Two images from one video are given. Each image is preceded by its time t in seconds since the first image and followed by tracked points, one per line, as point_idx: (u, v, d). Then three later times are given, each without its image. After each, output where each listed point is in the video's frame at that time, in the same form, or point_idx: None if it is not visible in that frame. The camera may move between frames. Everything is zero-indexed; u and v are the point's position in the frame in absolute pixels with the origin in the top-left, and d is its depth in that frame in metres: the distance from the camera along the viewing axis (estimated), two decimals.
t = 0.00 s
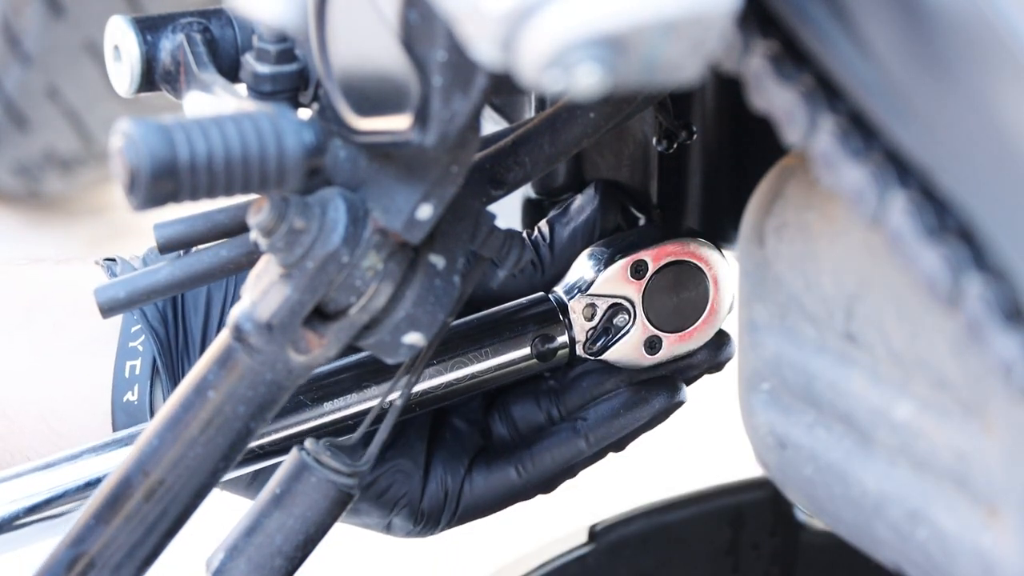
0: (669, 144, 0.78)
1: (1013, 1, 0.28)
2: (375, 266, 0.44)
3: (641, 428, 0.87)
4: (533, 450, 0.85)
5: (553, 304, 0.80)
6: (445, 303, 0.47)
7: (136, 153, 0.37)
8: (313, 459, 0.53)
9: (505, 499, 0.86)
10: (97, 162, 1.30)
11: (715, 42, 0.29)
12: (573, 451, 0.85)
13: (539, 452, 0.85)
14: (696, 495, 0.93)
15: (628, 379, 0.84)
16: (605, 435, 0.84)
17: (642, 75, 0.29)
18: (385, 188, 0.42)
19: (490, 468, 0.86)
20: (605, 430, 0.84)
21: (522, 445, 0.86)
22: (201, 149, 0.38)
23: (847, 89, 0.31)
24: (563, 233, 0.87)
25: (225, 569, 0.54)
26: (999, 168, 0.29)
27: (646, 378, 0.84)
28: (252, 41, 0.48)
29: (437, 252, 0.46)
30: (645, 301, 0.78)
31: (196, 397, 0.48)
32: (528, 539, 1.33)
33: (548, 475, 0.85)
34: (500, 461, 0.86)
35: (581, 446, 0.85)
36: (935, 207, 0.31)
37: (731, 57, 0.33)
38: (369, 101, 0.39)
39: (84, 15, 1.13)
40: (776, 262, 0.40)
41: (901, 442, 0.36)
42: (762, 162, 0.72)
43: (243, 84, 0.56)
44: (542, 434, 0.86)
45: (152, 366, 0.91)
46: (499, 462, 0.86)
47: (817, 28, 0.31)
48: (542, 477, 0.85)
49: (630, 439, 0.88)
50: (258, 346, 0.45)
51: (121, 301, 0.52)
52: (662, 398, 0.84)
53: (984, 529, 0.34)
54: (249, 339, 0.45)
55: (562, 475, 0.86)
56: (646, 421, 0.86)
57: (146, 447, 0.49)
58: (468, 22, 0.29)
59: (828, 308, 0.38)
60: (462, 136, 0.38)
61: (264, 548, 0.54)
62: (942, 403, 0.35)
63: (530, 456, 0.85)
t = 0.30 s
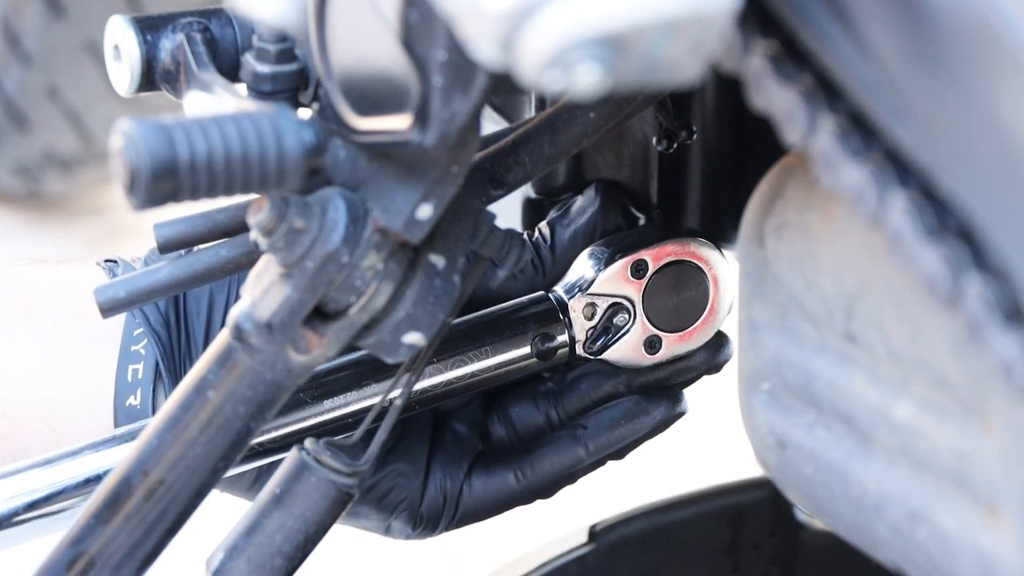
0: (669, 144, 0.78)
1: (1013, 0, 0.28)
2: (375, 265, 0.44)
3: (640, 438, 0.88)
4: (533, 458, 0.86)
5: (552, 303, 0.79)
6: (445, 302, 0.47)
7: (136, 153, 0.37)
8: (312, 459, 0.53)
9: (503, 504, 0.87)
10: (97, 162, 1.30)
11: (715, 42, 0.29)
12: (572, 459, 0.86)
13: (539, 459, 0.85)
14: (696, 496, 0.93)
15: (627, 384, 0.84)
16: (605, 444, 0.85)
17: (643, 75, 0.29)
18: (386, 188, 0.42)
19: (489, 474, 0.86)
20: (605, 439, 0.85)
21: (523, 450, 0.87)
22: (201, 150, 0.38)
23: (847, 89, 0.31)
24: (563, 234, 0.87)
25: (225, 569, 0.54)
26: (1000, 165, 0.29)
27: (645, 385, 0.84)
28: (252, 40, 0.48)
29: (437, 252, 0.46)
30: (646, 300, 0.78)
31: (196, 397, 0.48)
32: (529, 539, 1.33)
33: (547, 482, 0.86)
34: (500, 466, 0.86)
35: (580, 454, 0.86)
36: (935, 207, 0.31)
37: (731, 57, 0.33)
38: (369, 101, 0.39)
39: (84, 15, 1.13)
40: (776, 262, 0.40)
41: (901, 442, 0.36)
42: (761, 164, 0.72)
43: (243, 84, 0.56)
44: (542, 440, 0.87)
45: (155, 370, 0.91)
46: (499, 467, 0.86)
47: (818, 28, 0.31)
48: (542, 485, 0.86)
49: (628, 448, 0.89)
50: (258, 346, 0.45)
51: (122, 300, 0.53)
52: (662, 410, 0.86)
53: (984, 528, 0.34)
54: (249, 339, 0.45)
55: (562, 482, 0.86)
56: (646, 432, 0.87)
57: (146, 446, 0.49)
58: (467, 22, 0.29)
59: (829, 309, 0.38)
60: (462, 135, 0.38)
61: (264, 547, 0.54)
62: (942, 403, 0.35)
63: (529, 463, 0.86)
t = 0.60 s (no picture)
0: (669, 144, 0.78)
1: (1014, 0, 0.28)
2: (375, 265, 0.44)
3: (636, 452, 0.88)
4: (529, 464, 0.86)
5: (553, 303, 0.79)
6: (445, 302, 0.47)
7: (136, 153, 0.37)
8: (312, 458, 0.53)
9: (497, 510, 0.88)
10: (97, 162, 1.30)
11: (715, 42, 0.29)
12: (567, 467, 0.86)
13: (535, 465, 0.86)
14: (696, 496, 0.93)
15: (623, 389, 0.84)
16: (603, 455, 0.86)
17: (643, 74, 0.29)
18: (386, 188, 0.42)
19: (484, 478, 0.87)
20: (601, 448, 0.86)
21: (520, 456, 0.87)
22: (201, 149, 0.38)
23: (848, 89, 0.31)
24: (565, 236, 0.88)
25: (224, 569, 0.54)
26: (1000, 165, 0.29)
27: (640, 389, 0.84)
28: (252, 40, 0.48)
29: (437, 252, 0.46)
30: (645, 300, 0.78)
31: (196, 397, 0.48)
32: (529, 539, 1.34)
33: (543, 489, 0.86)
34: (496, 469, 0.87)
35: (576, 463, 0.86)
36: (935, 206, 0.31)
37: (731, 57, 0.33)
38: (369, 101, 0.39)
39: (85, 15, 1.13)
40: (776, 261, 0.40)
41: (901, 442, 0.36)
42: (759, 166, 0.72)
43: (244, 83, 0.56)
44: (541, 445, 0.87)
45: (157, 370, 0.91)
46: (495, 470, 0.87)
47: (818, 28, 0.31)
48: (537, 492, 0.86)
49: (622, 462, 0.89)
50: (258, 346, 0.45)
51: (122, 300, 0.53)
52: (658, 421, 0.87)
53: (984, 528, 0.34)
54: (249, 339, 0.45)
55: (558, 488, 0.87)
56: (643, 443, 0.87)
57: (146, 446, 0.49)
58: (467, 22, 0.29)
59: (828, 308, 0.38)
60: (462, 135, 0.38)
61: (264, 547, 0.54)
62: (942, 402, 0.35)
63: (525, 469, 0.86)
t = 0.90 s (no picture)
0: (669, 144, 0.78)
1: (1014, 1, 0.28)
2: (375, 265, 0.44)
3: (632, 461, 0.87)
4: (523, 465, 0.86)
5: (553, 303, 0.79)
6: (445, 302, 0.47)
7: (136, 152, 0.37)
8: (312, 458, 0.53)
9: (491, 510, 0.88)
10: (97, 162, 1.30)
11: (715, 41, 0.29)
12: (562, 471, 0.85)
13: (529, 467, 0.86)
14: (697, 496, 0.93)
15: (618, 392, 0.85)
16: (600, 461, 0.85)
17: (643, 74, 0.29)
18: (385, 188, 0.42)
19: (479, 477, 0.87)
20: (597, 454, 0.84)
21: (514, 456, 0.87)
22: (201, 149, 0.38)
23: (848, 89, 0.31)
24: (566, 239, 0.88)
25: (224, 568, 0.54)
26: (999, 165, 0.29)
27: (635, 393, 0.85)
28: (252, 40, 0.48)
29: (437, 252, 0.46)
30: (644, 301, 0.79)
31: (196, 397, 0.48)
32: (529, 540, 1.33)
33: (537, 491, 0.86)
34: (490, 469, 0.87)
35: (570, 467, 0.85)
36: (935, 206, 0.31)
37: (731, 56, 0.33)
38: (369, 101, 0.39)
39: (85, 15, 1.13)
40: (776, 261, 0.40)
41: (901, 442, 0.36)
42: (758, 166, 0.72)
43: (244, 83, 0.56)
44: (536, 447, 0.87)
45: (158, 370, 0.91)
46: (489, 470, 0.87)
47: (818, 27, 0.31)
48: (531, 493, 0.86)
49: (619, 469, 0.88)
50: (258, 345, 0.45)
51: (121, 300, 0.53)
52: (655, 430, 0.86)
53: (984, 528, 0.34)
54: (249, 339, 0.45)
55: (552, 491, 0.86)
56: (640, 451, 0.86)
57: (146, 446, 0.49)
58: (467, 21, 0.29)
59: (828, 308, 0.38)
60: (462, 135, 0.38)
61: (264, 547, 0.54)
62: (942, 403, 0.35)
63: (519, 470, 0.86)
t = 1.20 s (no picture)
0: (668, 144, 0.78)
1: (1014, 0, 0.28)
2: (375, 265, 0.44)
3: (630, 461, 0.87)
4: (521, 463, 0.86)
5: (553, 302, 0.79)
6: (445, 302, 0.47)
7: (135, 152, 0.37)
8: (312, 458, 0.53)
9: (489, 509, 0.88)
10: (97, 162, 1.29)
11: (715, 42, 0.29)
12: (559, 469, 0.85)
13: (527, 466, 0.85)
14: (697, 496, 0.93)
15: (615, 393, 0.85)
16: (597, 460, 0.84)
17: (644, 75, 0.29)
18: (385, 187, 0.42)
19: (477, 474, 0.88)
20: (595, 454, 0.84)
21: (512, 453, 0.87)
22: (201, 149, 0.38)
23: (847, 89, 0.31)
24: (567, 241, 0.88)
25: (224, 568, 0.54)
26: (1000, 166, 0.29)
27: (632, 394, 0.85)
28: (252, 39, 0.48)
29: (437, 251, 0.46)
30: (644, 302, 0.79)
31: (196, 397, 0.48)
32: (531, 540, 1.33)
33: (535, 490, 0.85)
34: (488, 466, 0.87)
35: (569, 466, 0.85)
36: (935, 206, 0.31)
37: (731, 57, 0.33)
38: (369, 101, 0.39)
39: (85, 15, 1.13)
40: (776, 261, 0.40)
41: (901, 441, 0.36)
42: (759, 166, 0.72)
43: (243, 83, 0.56)
44: (534, 445, 0.86)
45: (159, 375, 0.92)
46: (487, 467, 0.87)
47: (818, 27, 0.31)
48: (528, 493, 0.86)
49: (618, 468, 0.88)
50: (258, 345, 0.45)
51: (121, 300, 0.53)
52: (655, 432, 0.85)
53: (983, 528, 0.34)
54: (249, 338, 0.45)
55: (549, 490, 0.85)
56: (637, 455, 0.85)
57: (146, 446, 0.49)
58: (468, 22, 0.29)
59: (829, 308, 0.38)
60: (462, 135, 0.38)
61: (264, 547, 0.54)
62: (942, 403, 0.35)
63: (517, 469, 0.86)
